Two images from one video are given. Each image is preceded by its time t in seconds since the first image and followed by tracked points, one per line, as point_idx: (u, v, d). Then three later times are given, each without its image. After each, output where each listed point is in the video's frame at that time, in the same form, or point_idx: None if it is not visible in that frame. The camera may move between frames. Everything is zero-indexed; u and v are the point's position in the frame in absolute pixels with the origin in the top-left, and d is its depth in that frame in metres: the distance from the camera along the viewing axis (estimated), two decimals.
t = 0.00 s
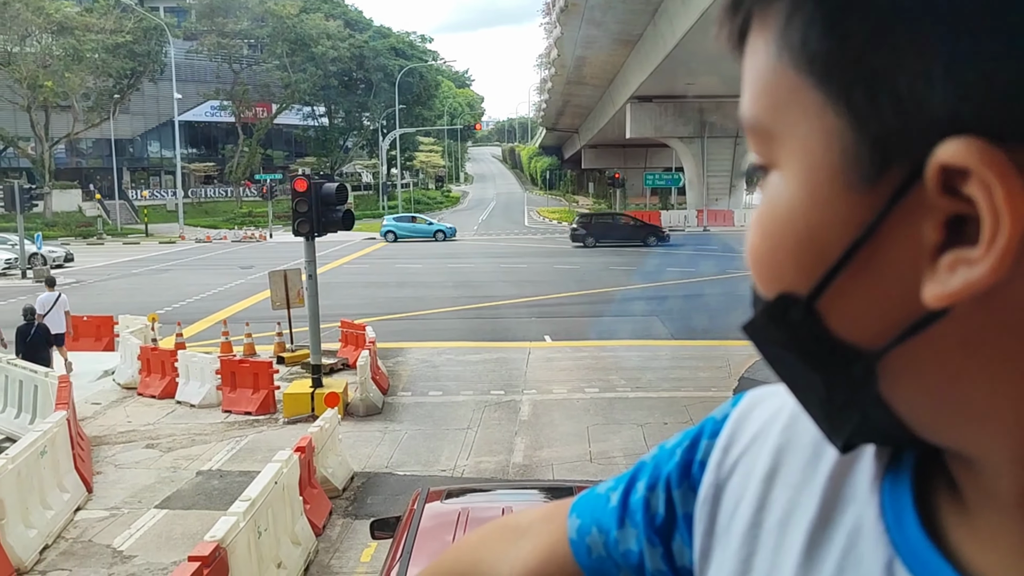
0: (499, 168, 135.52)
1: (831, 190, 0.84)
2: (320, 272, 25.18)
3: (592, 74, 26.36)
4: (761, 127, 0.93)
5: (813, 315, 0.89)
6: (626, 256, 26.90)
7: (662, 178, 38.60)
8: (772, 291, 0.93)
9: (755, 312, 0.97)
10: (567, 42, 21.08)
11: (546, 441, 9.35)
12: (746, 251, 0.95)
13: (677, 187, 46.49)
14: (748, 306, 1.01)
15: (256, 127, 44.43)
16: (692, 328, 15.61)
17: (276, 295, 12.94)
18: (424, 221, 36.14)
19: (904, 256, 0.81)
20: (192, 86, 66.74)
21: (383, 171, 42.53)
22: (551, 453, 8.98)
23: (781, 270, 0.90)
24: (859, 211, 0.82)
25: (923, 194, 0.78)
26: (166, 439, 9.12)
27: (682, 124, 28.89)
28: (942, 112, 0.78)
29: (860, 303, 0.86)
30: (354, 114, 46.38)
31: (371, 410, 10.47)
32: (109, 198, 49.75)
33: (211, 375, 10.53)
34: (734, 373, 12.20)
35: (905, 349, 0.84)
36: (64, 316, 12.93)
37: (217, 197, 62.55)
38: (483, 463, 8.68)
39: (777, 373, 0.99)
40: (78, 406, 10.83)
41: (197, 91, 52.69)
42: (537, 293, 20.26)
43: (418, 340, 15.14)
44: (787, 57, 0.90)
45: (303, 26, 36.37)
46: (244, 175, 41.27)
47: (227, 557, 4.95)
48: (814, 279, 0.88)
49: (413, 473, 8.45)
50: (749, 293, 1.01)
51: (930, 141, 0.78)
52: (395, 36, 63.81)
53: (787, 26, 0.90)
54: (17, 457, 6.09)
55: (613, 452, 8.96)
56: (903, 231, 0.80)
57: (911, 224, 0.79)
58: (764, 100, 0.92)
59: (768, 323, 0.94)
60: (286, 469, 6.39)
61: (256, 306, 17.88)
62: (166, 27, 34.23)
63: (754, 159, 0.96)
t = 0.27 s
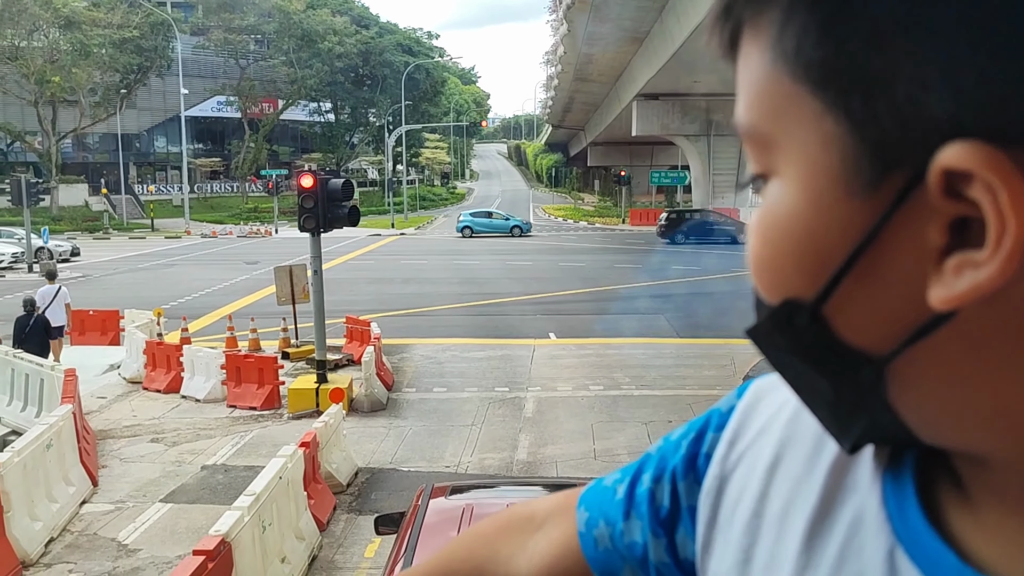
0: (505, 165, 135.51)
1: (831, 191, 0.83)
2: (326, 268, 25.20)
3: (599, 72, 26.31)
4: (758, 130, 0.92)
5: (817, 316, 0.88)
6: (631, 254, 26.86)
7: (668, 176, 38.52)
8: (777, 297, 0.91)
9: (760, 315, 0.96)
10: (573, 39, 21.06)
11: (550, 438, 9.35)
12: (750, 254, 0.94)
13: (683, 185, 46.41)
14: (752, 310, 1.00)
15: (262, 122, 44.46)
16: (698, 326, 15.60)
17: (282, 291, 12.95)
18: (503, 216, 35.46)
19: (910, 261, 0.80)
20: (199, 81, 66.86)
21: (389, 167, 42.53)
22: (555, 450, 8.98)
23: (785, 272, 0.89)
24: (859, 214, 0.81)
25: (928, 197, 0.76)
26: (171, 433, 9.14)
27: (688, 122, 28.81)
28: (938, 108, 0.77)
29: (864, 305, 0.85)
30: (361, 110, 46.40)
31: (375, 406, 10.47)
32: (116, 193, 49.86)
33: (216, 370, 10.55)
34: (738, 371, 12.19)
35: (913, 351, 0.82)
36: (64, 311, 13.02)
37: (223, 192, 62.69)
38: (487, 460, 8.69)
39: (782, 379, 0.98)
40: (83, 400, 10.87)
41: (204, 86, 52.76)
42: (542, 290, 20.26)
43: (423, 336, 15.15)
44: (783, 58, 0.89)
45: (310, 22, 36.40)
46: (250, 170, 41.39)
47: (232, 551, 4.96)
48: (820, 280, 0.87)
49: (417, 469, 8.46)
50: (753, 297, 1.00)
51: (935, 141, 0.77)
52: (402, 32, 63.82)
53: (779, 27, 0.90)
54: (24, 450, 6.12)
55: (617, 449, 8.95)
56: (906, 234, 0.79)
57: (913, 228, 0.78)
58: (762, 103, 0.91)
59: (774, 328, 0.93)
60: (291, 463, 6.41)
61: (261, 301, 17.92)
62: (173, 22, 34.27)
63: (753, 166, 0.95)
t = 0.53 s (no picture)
0: (508, 163, 135.45)
1: (897, 165, 0.87)
2: (329, 265, 25.20)
3: (603, 70, 26.28)
4: (819, 115, 0.98)
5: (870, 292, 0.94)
6: (634, 252, 26.84)
7: (671, 174, 38.48)
8: (832, 276, 0.97)
9: (812, 295, 1.02)
10: (578, 37, 21.03)
11: (553, 436, 9.35)
12: (801, 234, 1.01)
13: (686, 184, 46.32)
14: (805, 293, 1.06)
15: (266, 118, 44.46)
16: (701, 325, 15.59)
17: (285, 288, 12.94)
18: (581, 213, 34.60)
19: (975, 235, 0.84)
20: (203, 77, 66.92)
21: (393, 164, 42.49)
22: (558, 448, 8.97)
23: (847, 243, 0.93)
24: (917, 187, 0.87)
25: (994, 175, 0.81)
26: (174, 429, 9.15)
27: (692, 121, 28.77)
28: (992, 87, 0.81)
29: (916, 280, 0.90)
30: (365, 107, 46.41)
31: (378, 403, 10.47)
32: (118, 188, 49.87)
33: (220, 366, 10.56)
34: (741, 370, 12.17)
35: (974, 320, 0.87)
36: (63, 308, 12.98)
37: (226, 188, 62.72)
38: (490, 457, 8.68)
39: (833, 354, 1.04)
40: (87, 395, 10.88)
41: (208, 82, 52.79)
42: (545, 288, 20.25)
43: (426, 333, 15.15)
44: (852, 38, 0.92)
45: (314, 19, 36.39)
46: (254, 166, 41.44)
47: (234, 547, 4.96)
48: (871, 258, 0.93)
49: (420, 466, 8.46)
50: (805, 280, 1.06)
51: (1003, 122, 0.81)
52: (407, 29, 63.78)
53: (842, 11, 0.95)
54: (27, 445, 6.12)
55: (620, 447, 8.95)
56: (972, 210, 0.83)
57: (979, 203, 0.82)
58: (822, 88, 0.97)
59: (826, 306, 0.99)
60: (293, 460, 6.39)
61: (265, 298, 17.94)
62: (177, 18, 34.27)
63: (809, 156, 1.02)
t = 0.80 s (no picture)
0: (510, 162, 135.51)
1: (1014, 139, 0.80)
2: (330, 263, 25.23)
3: (605, 69, 26.25)
4: (937, 77, 0.88)
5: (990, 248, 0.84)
6: (635, 252, 26.83)
7: (673, 174, 38.47)
8: (946, 241, 0.86)
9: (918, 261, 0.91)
10: (580, 36, 21.00)
11: (553, 435, 9.34)
12: (916, 198, 0.90)
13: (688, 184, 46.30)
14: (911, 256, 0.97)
15: (268, 117, 44.52)
16: (702, 324, 15.59)
17: (287, 286, 12.95)
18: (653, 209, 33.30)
19: None
20: (205, 75, 67.02)
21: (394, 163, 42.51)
22: (558, 447, 8.96)
23: (954, 215, 0.85)
24: None
25: None
26: (175, 426, 9.15)
27: (694, 121, 28.74)
28: None
29: None
30: (367, 105, 46.43)
31: (379, 401, 10.47)
32: (121, 186, 50.00)
33: (221, 364, 10.56)
34: (742, 370, 12.16)
35: None
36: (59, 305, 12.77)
37: (228, 186, 62.82)
38: (490, 456, 8.68)
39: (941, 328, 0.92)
40: (87, 392, 10.88)
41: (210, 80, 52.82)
42: (546, 287, 20.24)
43: (427, 331, 15.15)
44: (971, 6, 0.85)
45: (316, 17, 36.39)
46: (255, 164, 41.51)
47: (234, 545, 4.96)
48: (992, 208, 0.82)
49: (421, 465, 8.45)
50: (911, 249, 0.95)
51: None
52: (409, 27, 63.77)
53: None
54: (27, 443, 6.13)
55: (620, 447, 8.95)
56: None
57: None
58: (941, 52, 0.88)
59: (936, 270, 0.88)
60: (294, 458, 6.39)
61: (266, 296, 17.95)
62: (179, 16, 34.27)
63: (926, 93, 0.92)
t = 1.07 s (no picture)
0: (511, 160, 135.53)
1: None
2: (331, 261, 25.26)
3: (607, 67, 26.22)
4: (1002, 100, 0.79)
5: None
6: (636, 250, 26.82)
7: (675, 172, 38.46)
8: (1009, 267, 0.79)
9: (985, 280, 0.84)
10: (581, 35, 20.97)
11: (554, 434, 9.34)
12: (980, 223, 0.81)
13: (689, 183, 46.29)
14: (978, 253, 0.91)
15: (270, 115, 44.55)
16: (704, 323, 15.58)
17: (288, 284, 12.96)
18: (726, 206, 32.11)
19: None
20: (208, 73, 67.05)
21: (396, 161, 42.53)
22: (559, 446, 8.96)
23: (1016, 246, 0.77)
24: None
25: None
26: (176, 424, 9.16)
27: (696, 120, 28.72)
28: None
29: None
30: (369, 104, 46.44)
31: (380, 399, 10.47)
32: (123, 183, 50.05)
33: (222, 362, 10.58)
34: (743, 369, 12.15)
35: None
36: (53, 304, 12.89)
37: (231, 184, 62.86)
38: (491, 455, 8.69)
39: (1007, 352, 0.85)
40: (89, 390, 10.90)
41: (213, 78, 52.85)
42: (547, 286, 20.24)
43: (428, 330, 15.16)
44: None
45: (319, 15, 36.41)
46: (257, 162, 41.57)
47: (234, 544, 4.96)
48: None
49: (422, 463, 8.46)
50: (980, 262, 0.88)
51: None
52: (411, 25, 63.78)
53: None
54: (29, 440, 6.13)
55: (621, 446, 8.94)
56: None
57: None
58: (1004, 74, 0.78)
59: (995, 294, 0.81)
60: (295, 456, 6.39)
61: (267, 294, 17.96)
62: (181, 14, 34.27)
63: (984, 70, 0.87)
